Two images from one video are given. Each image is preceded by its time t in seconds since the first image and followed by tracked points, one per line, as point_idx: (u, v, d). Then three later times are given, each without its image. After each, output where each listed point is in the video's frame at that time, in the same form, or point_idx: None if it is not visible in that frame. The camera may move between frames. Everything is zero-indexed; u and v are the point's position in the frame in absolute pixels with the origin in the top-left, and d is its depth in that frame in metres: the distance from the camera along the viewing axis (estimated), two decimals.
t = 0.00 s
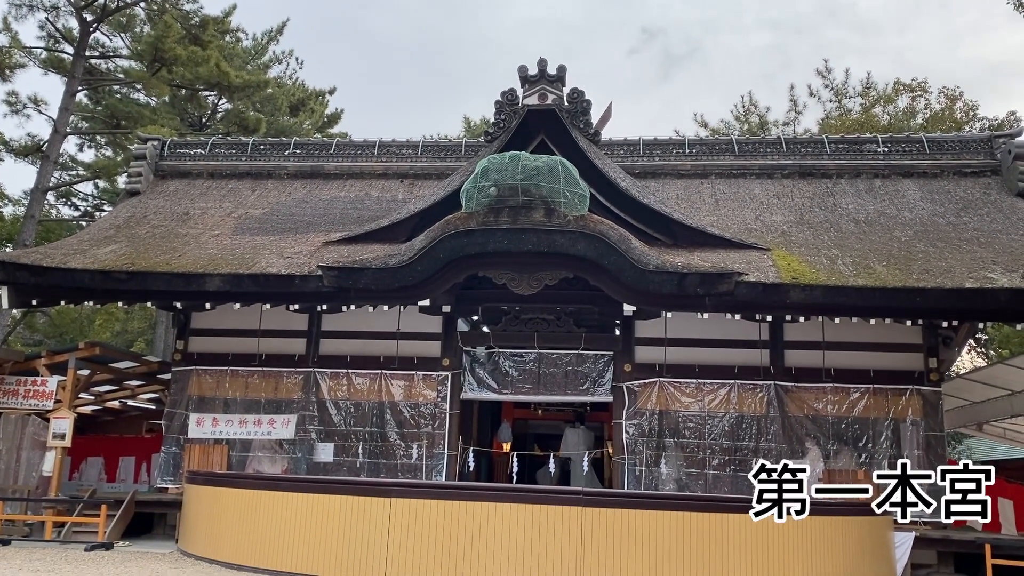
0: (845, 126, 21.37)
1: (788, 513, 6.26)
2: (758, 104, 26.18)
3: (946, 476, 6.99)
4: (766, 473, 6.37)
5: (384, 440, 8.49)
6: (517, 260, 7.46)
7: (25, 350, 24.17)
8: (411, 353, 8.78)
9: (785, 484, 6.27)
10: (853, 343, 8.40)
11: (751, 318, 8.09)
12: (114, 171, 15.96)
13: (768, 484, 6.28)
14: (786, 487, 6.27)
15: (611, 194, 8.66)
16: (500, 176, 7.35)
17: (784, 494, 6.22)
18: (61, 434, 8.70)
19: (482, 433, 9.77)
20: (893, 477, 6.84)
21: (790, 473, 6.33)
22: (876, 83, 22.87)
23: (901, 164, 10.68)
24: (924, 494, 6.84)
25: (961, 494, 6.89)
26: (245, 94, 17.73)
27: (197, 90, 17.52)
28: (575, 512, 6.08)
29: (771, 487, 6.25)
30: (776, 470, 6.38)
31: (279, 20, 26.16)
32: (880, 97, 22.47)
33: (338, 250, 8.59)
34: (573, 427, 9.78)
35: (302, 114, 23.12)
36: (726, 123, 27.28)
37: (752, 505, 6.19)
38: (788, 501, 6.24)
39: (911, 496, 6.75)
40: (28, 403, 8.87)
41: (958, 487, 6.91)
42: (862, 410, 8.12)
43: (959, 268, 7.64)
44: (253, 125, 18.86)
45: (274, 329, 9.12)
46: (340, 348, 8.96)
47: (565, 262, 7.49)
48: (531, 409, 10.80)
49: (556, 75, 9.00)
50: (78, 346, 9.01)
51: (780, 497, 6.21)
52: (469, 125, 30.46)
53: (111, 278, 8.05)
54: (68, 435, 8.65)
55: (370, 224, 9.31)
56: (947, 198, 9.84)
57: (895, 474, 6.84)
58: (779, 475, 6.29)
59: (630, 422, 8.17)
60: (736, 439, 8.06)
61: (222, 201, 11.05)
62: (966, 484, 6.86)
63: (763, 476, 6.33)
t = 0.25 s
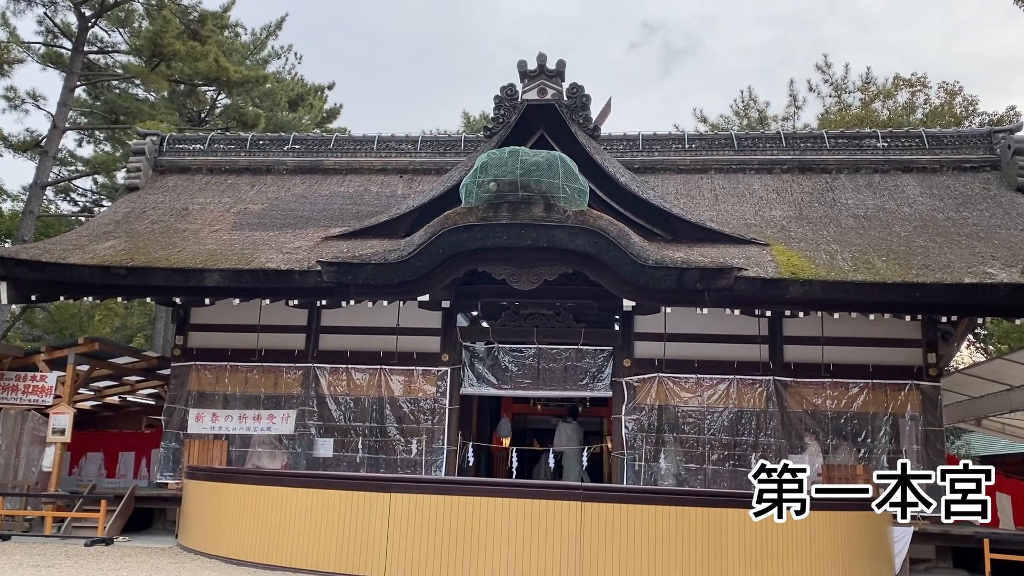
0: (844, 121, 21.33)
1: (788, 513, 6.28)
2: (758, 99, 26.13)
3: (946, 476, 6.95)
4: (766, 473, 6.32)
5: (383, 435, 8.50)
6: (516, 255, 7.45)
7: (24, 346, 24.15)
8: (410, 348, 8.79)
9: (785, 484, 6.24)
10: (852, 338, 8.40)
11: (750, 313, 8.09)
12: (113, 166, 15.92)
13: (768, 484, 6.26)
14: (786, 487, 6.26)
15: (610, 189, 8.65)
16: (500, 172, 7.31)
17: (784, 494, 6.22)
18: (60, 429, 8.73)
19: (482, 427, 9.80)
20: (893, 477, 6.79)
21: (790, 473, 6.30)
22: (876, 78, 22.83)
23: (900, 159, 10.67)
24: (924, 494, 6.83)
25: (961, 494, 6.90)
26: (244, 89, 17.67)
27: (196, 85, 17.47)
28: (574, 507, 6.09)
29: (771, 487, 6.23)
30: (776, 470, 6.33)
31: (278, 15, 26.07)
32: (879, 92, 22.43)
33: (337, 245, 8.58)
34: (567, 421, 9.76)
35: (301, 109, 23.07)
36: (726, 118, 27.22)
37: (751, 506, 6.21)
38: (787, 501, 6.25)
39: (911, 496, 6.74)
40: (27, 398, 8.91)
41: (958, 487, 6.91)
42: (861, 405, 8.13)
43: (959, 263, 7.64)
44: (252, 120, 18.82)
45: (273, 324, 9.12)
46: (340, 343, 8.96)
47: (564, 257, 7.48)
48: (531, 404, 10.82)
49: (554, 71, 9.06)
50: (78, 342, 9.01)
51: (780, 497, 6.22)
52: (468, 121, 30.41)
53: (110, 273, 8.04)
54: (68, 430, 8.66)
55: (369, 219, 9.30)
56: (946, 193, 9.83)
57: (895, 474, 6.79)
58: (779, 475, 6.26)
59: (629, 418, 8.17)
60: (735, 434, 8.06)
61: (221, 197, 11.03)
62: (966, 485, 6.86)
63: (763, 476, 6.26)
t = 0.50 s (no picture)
0: (844, 117, 21.31)
1: (788, 512, 6.28)
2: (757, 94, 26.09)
3: (946, 476, 6.95)
4: (766, 472, 6.30)
5: (383, 431, 8.50)
6: (516, 251, 7.45)
7: (24, 342, 24.13)
8: (410, 344, 8.79)
9: (785, 484, 6.23)
10: (852, 334, 8.41)
11: (749, 308, 8.10)
12: (112, 162, 15.89)
13: (768, 484, 6.23)
14: (786, 487, 6.24)
15: (610, 185, 8.64)
16: (499, 168, 7.31)
17: (784, 494, 6.20)
18: (60, 425, 8.70)
19: (482, 422, 9.83)
20: (893, 477, 6.73)
21: (790, 473, 6.27)
22: (876, 73, 22.79)
23: (900, 155, 10.66)
24: (924, 494, 6.74)
25: (961, 494, 6.86)
26: (244, 85, 17.63)
27: (195, 81, 17.42)
28: (573, 503, 6.10)
29: (772, 487, 6.21)
30: (777, 470, 6.28)
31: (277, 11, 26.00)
32: (879, 88, 22.39)
33: (337, 241, 8.58)
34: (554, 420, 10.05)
35: (300, 105, 23.03)
36: (725, 113, 27.17)
37: (752, 506, 6.22)
38: (788, 501, 6.25)
39: (911, 496, 6.68)
40: (27, 395, 8.86)
41: (958, 487, 6.89)
42: (860, 401, 8.14)
43: (959, 259, 7.63)
44: (251, 116, 18.78)
45: (273, 320, 9.12)
46: (339, 339, 8.96)
47: (564, 253, 7.47)
48: (531, 400, 10.86)
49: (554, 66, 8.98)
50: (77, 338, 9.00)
51: (780, 497, 6.20)
52: (468, 116, 30.37)
53: (109, 269, 8.03)
54: (68, 426, 8.66)
55: (368, 215, 9.29)
56: (946, 188, 9.82)
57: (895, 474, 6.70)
58: (780, 474, 6.21)
59: (629, 413, 8.18)
60: (735, 430, 8.07)
61: (220, 193, 11.01)
62: (966, 484, 6.83)
63: (764, 476, 6.25)
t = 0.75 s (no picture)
0: (844, 112, 21.27)
1: (787, 512, 6.29)
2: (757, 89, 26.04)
3: (945, 476, 6.96)
4: (766, 472, 6.24)
5: (383, 427, 8.51)
6: (516, 246, 7.44)
7: (23, 337, 24.12)
8: (409, 339, 8.79)
9: (785, 484, 6.21)
10: (851, 329, 8.41)
11: (749, 304, 8.10)
12: (111, 158, 15.86)
13: (769, 484, 6.20)
14: (786, 487, 6.22)
15: (609, 180, 8.64)
16: (499, 163, 7.29)
17: (784, 494, 6.19)
18: (60, 421, 8.71)
19: (482, 417, 9.86)
20: (893, 477, 6.75)
21: (790, 473, 6.24)
22: (876, 68, 22.74)
23: (900, 150, 10.64)
24: (924, 494, 6.76)
25: (961, 494, 6.85)
26: (242, 80, 17.58)
27: (193, 77, 17.37)
28: (573, 498, 6.11)
29: (771, 487, 6.19)
30: (777, 470, 6.23)
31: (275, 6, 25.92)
32: (879, 83, 22.35)
33: (336, 236, 8.57)
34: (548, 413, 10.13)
35: (299, 100, 22.99)
36: (725, 108, 27.12)
37: (751, 506, 6.23)
38: (787, 501, 6.25)
39: (911, 496, 6.68)
40: (27, 390, 8.87)
41: (958, 487, 6.87)
42: (860, 396, 8.15)
43: (958, 254, 7.63)
44: (250, 112, 18.74)
45: (272, 316, 9.11)
46: (339, 335, 8.96)
47: (564, 248, 7.47)
48: (530, 395, 10.90)
49: (554, 61, 8.94)
50: (77, 333, 8.99)
51: (780, 497, 6.20)
52: (467, 112, 30.32)
53: (108, 265, 8.02)
54: (68, 422, 8.66)
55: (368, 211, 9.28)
56: (946, 183, 9.81)
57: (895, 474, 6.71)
58: (780, 475, 6.17)
59: (628, 408, 8.18)
60: (734, 425, 8.08)
61: (219, 188, 11.00)
62: (966, 484, 6.82)
63: (764, 476, 6.19)
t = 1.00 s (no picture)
0: (844, 108, 21.24)
1: (787, 512, 6.31)
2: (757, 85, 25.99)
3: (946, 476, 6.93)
4: (766, 472, 6.22)
5: (383, 423, 8.51)
6: (515, 242, 7.44)
7: (23, 334, 24.12)
8: (409, 336, 8.79)
9: (785, 484, 6.22)
10: (851, 324, 8.41)
11: (749, 300, 8.09)
12: (110, 154, 15.83)
13: (769, 484, 6.21)
14: (786, 487, 6.24)
15: (609, 177, 8.63)
16: (498, 159, 7.29)
17: (784, 493, 6.22)
18: (60, 418, 8.74)
19: (481, 414, 9.87)
20: (893, 477, 6.76)
21: (790, 473, 6.25)
22: (876, 64, 22.70)
23: (900, 146, 10.63)
24: (924, 494, 6.82)
25: (961, 494, 6.83)
26: (242, 76, 17.55)
27: (193, 73, 17.33)
28: (574, 494, 6.11)
29: (771, 487, 6.20)
30: (777, 470, 6.23)
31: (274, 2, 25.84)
32: (879, 79, 22.31)
33: (336, 233, 8.56)
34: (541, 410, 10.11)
35: (298, 96, 22.94)
36: (725, 104, 27.07)
37: (752, 506, 6.26)
38: (787, 501, 6.28)
39: (912, 496, 6.71)
40: (27, 387, 8.85)
41: (958, 487, 6.85)
42: (859, 392, 8.16)
43: (958, 250, 7.63)
44: (249, 108, 18.71)
45: (271, 312, 9.11)
46: (338, 331, 8.96)
47: (564, 244, 7.46)
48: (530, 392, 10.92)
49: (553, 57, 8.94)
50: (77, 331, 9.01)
51: (780, 497, 6.23)
52: (467, 108, 30.27)
53: (108, 261, 8.02)
54: (68, 418, 8.68)
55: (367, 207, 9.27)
56: (945, 179, 9.81)
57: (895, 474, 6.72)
58: (780, 475, 6.18)
59: (628, 404, 8.18)
60: (733, 421, 8.09)
61: (219, 184, 10.98)
62: (966, 484, 6.81)
63: (763, 476, 6.18)
